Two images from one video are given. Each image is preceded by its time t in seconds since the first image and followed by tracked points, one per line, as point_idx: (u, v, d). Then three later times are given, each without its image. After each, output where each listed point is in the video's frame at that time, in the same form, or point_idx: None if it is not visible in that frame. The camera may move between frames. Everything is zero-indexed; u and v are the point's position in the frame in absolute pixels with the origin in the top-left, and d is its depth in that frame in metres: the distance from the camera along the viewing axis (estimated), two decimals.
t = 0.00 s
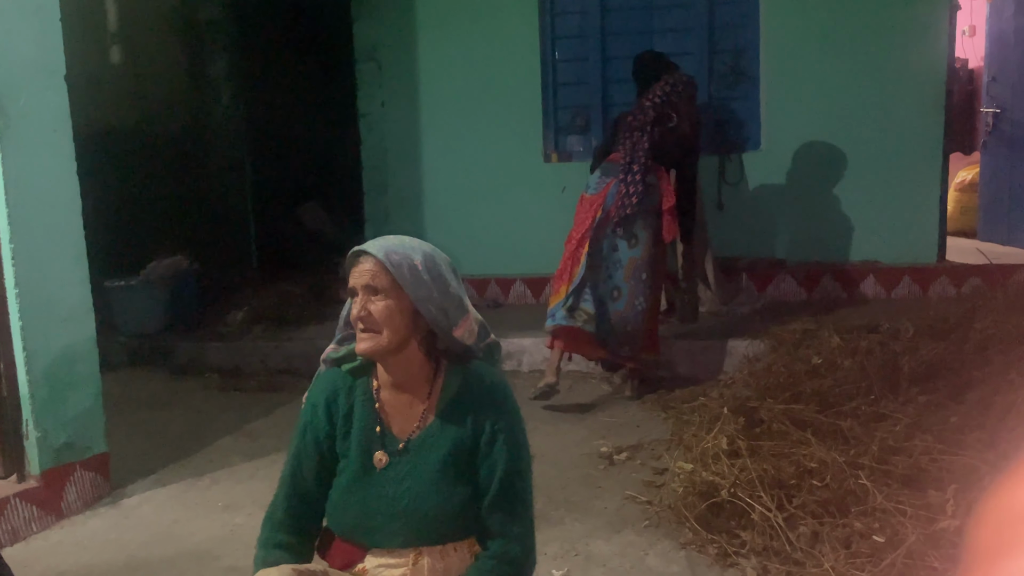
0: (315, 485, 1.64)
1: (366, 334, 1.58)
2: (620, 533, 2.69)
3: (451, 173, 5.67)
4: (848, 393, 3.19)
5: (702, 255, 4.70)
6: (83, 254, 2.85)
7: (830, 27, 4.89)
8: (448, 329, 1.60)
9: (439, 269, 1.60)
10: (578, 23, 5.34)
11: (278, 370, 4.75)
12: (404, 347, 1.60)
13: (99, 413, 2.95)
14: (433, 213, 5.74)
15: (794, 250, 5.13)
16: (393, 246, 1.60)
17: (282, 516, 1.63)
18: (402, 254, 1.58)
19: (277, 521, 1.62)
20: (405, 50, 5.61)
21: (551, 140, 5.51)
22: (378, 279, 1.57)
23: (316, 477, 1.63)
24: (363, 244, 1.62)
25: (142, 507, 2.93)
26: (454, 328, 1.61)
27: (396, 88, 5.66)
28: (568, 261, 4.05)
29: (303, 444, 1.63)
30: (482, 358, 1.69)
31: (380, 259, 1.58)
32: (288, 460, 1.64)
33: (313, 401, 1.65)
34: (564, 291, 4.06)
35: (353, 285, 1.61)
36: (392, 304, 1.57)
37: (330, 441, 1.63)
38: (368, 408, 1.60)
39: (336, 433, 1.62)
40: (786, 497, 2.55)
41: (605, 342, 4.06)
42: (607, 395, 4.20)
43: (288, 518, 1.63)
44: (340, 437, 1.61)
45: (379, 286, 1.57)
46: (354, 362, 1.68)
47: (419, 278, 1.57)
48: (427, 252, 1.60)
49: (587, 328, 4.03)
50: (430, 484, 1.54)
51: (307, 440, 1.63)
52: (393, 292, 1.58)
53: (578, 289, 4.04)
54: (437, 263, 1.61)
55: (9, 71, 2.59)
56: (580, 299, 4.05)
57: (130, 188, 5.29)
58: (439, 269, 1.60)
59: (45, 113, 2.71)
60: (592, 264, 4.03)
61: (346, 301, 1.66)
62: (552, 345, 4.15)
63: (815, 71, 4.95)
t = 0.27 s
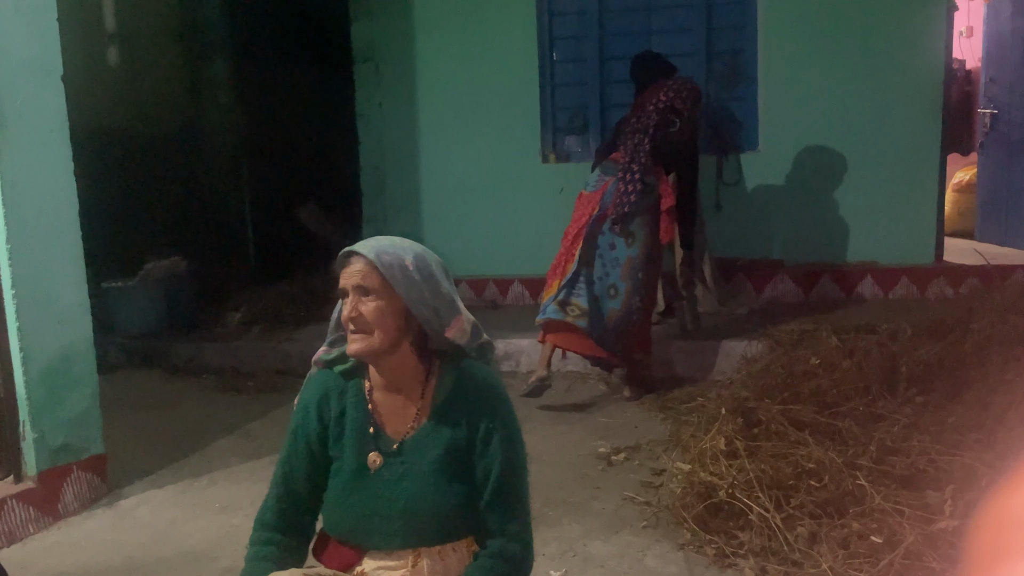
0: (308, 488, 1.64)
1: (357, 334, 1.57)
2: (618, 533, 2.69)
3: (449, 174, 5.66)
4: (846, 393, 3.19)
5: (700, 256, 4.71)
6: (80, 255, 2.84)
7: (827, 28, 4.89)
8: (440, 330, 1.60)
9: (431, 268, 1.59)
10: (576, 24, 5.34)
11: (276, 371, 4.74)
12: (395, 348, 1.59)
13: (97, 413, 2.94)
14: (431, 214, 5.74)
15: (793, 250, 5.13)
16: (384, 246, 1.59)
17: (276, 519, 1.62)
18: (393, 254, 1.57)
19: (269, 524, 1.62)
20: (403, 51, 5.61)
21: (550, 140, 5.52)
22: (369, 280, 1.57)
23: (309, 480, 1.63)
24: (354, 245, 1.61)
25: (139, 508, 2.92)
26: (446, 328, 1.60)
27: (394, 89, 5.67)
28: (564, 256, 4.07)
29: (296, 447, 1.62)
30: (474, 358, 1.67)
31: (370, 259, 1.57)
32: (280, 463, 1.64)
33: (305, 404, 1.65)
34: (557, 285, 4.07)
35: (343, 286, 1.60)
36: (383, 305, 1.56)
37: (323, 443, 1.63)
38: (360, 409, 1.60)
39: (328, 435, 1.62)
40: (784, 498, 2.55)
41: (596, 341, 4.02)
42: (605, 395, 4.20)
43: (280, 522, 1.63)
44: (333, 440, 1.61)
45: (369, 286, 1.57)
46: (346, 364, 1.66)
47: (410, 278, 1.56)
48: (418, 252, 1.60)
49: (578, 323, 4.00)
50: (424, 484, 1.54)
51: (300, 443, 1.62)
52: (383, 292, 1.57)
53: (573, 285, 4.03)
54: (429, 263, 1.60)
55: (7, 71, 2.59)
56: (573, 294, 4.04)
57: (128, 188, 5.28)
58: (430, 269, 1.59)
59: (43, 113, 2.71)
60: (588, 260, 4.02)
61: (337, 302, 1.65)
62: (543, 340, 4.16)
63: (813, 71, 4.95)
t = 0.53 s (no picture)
0: (306, 486, 1.63)
1: (353, 334, 1.57)
2: (618, 533, 2.69)
3: (450, 173, 5.66)
4: (846, 393, 3.19)
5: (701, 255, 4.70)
6: (81, 254, 2.84)
7: (828, 27, 4.89)
8: (435, 329, 1.60)
9: (426, 267, 1.59)
10: (577, 23, 5.33)
11: (277, 370, 4.74)
12: (391, 346, 1.59)
13: (97, 412, 2.94)
14: (432, 213, 5.74)
15: (793, 250, 5.13)
16: (379, 245, 1.59)
17: (273, 518, 1.62)
18: (388, 253, 1.57)
19: (266, 523, 1.61)
20: (404, 50, 5.61)
21: (550, 139, 5.51)
22: (364, 279, 1.57)
23: (306, 478, 1.63)
24: (349, 244, 1.61)
25: (139, 507, 2.93)
26: (441, 327, 1.60)
27: (395, 88, 5.66)
28: (559, 258, 4.07)
29: (294, 445, 1.62)
30: (470, 356, 1.68)
31: (365, 258, 1.57)
32: (278, 461, 1.64)
33: (302, 402, 1.65)
34: (552, 288, 4.07)
35: (338, 285, 1.60)
36: (378, 304, 1.56)
37: (320, 441, 1.62)
38: (356, 407, 1.60)
39: (325, 433, 1.62)
40: (785, 498, 2.55)
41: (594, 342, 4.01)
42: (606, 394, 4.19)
43: (278, 520, 1.62)
44: (330, 438, 1.61)
45: (364, 285, 1.56)
46: (342, 362, 1.67)
47: (405, 277, 1.56)
48: (413, 251, 1.59)
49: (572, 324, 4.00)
50: (421, 480, 1.54)
51: (297, 441, 1.62)
52: (378, 291, 1.57)
53: (568, 287, 4.04)
54: (423, 262, 1.60)
55: (7, 70, 2.60)
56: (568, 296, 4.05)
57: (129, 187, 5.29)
58: (425, 268, 1.59)
59: (42, 112, 2.70)
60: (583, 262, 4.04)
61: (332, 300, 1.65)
62: (542, 341, 4.19)
63: (815, 71, 4.95)
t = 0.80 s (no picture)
0: (310, 480, 1.65)
1: (358, 331, 1.58)
2: (621, 531, 2.69)
3: (454, 171, 5.66)
4: (850, 392, 3.18)
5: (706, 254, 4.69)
6: (86, 251, 2.85)
7: (833, 26, 4.88)
8: (439, 326, 1.59)
9: (430, 265, 1.60)
10: (581, 21, 5.32)
11: (281, 367, 4.75)
12: (395, 343, 1.60)
13: (102, 408, 2.95)
14: (437, 211, 5.74)
15: (797, 249, 5.13)
16: (384, 242, 1.59)
17: (277, 511, 1.63)
18: (393, 250, 1.57)
19: (269, 517, 1.63)
20: (409, 48, 5.61)
21: (554, 137, 5.50)
22: (368, 276, 1.57)
23: (309, 473, 1.64)
24: (354, 241, 1.62)
25: (144, 503, 2.93)
26: (445, 324, 1.60)
27: (400, 86, 5.67)
28: (553, 263, 4.12)
29: (297, 439, 1.63)
30: (473, 352, 1.68)
31: (369, 256, 1.58)
32: (282, 455, 1.65)
33: (306, 397, 1.66)
34: (548, 296, 4.14)
35: (343, 282, 1.61)
36: (382, 301, 1.57)
37: (324, 435, 1.63)
38: (360, 402, 1.61)
39: (329, 428, 1.63)
40: (788, 497, 2.55)
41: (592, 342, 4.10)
42: (610, 392, 4.19)
43: (281, 513, 1.64)
44: (333, 433, 1.62)
45: (369, 282, 1.57)
46: (347, 357, 1.68)
47: (409, 274, 1.56)
48: (418, 248, 1.60)
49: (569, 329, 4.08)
50: (422, 476, 1.54)
51: (301, 435, 1.63)
52: (383, 288, 1.57)
53: (564, 291, 4.10)
54: (428, 259, 1.60)
55: (14, 67, 2.60)
56: (565, 301, 4.12)
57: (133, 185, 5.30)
58: (429, 265, 1.59)
59: (49, 109, 2.71)
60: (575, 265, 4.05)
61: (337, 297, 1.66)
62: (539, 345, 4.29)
63: (820, 71, 4.94)
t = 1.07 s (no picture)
0: (323, 477, 1.64)
1: (386, 325, 1.57)
2: (629, 527, 2.69)
3: (463, 168, 5.67)
4: (859, 391, 3.18)
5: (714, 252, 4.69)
6: (99, 245, 2.87)
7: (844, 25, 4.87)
8: (461, 321, 1.65)
9: (454, 261, 1.64)
10: (591, 18, 5.32)
11: (290, 361, 4.77)
12: (419, 338, 1.61)
13: (113, 401, 2.97)
14: (445, 207, 5.75)
15: (806, 248, 5.12)
16: (413, 237, 1.61)
17: (290, 505, 1.63)
18: (423, 244, 1.60)
19: (283, 512, 1.63)
20: (419, 45, 5.62)
21: (563, 135, 5.49)
22: (403, 270, 1.58)
23: (323, 469, 1.64)
24: (381, 235, 1.61)
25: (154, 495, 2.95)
26: (466, 319, 1.66)
27: (409, 83, 5.68)
28: (539, 271, 4.15)
29: (311, 433, 1.64)
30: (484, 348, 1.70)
31: (403, 249, 1.58)
32: (296, 450, 1.65)
33: (320, 392, 1.67)
34: (542, 303, 4.14)
35: (371, 275, 1.59)
36: (416, 295, 1.59)
37: (338, 430, 1.64)
38: (373, 396, 1.61)
39: (342, 422, 1.64)
40: (796, 494, 2.55)
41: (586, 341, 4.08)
42: (618, 389, 4.19)
43: (295, 508, 1.64)
44: (347, 426, 1.62)
45: (403, 276, 1.58)
46: (362, 354, 1.68)
47: (441, 269, 1.60)
48: (443, 244, 1.64)
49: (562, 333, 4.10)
50: (435, 469, 1.55)
51: (315, 430, 1.64)
52: (415, 283, 1.59)
53: (551, 298, 4.11)
54: (452, 256, 1.65)
55: (29, 61, 2.62)
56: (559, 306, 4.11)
57: (143, 182, 5.29)
58: (454, 262, 1.65)
59: (62, 103, 2.73)
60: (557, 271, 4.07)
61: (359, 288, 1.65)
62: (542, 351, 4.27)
63: (830, 69, 4.93)
